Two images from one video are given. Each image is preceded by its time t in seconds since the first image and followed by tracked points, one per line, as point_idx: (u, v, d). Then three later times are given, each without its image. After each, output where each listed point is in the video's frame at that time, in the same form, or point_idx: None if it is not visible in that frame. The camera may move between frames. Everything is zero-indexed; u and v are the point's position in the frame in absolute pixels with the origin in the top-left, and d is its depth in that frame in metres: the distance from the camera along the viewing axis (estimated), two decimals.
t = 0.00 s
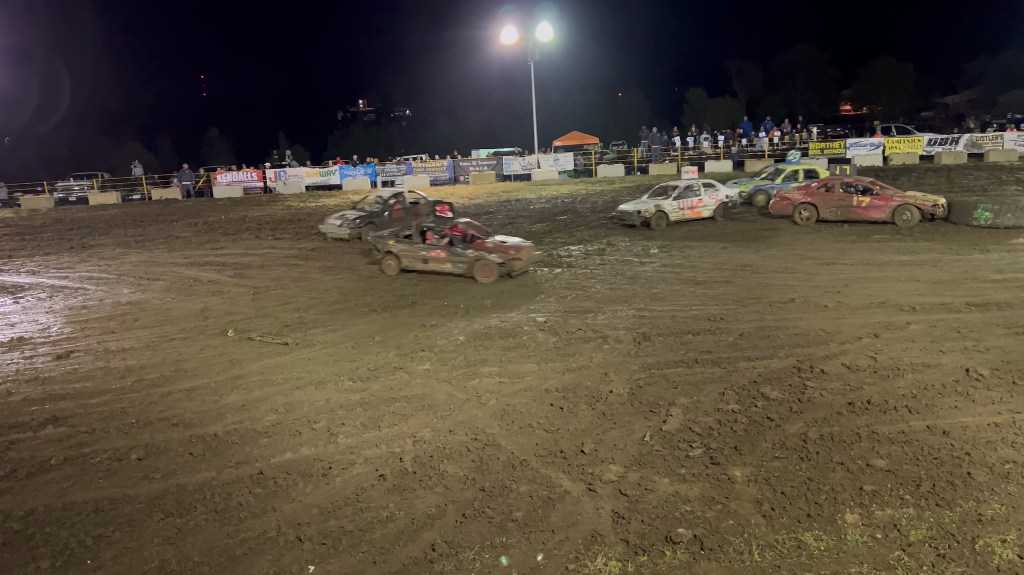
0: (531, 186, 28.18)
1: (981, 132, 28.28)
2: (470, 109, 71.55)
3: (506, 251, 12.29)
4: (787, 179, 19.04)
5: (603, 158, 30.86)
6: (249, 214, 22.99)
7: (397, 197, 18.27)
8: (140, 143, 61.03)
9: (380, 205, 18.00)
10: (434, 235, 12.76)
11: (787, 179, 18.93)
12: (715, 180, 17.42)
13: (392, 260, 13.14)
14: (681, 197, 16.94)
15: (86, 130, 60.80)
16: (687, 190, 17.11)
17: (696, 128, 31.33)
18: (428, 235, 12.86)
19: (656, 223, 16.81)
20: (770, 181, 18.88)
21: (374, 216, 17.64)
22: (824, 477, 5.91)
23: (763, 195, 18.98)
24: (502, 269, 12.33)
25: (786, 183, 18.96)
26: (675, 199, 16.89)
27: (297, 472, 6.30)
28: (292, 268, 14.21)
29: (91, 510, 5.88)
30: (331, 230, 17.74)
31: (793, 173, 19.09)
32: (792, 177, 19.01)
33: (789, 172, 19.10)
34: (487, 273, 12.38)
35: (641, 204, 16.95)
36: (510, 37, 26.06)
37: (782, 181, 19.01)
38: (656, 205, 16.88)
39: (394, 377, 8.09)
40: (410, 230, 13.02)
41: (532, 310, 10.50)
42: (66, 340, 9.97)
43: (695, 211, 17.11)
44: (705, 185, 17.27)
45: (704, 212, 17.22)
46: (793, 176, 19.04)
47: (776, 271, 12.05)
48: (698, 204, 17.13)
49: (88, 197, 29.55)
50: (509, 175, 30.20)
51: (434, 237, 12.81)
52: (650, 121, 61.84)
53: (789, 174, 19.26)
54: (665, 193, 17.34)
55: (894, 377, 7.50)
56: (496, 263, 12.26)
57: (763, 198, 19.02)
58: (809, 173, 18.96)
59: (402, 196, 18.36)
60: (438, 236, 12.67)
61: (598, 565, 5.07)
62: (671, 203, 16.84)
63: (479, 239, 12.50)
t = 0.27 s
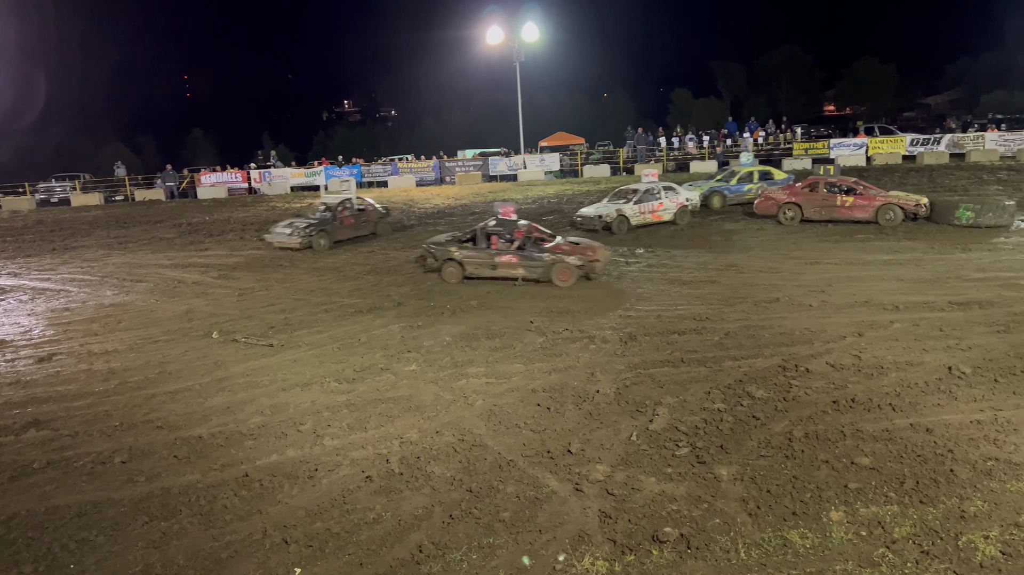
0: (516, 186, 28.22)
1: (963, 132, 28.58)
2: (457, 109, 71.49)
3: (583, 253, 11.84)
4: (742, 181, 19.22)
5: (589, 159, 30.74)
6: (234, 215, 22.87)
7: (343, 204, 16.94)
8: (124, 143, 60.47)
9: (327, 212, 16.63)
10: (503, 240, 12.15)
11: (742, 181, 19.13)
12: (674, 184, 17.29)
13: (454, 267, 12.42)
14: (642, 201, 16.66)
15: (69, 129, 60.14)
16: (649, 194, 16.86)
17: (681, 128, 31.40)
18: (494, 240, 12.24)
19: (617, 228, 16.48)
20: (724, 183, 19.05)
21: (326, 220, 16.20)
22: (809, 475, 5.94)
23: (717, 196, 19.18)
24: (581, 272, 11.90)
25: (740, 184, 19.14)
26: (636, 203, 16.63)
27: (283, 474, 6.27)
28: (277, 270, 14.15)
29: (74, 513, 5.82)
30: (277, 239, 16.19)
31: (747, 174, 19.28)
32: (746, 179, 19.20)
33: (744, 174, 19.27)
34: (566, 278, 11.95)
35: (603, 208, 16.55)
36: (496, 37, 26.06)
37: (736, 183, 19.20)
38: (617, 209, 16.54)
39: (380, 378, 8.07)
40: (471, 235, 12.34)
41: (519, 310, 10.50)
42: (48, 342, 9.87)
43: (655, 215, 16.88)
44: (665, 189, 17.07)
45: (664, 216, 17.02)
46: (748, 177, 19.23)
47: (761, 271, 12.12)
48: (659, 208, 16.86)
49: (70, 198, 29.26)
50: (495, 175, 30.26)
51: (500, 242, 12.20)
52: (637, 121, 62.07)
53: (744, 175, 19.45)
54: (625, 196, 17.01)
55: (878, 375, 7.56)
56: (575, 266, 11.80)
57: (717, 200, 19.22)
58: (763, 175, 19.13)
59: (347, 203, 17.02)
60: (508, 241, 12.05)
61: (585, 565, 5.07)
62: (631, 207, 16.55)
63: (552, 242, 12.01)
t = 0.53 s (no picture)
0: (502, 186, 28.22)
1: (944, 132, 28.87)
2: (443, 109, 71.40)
3: (669, 253, 11.50)
4: (696, 185, 19.11)
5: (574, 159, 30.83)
6: (217, 216, 22.71)
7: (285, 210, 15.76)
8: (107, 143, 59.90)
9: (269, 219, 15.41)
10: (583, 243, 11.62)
11: (695, 185, 19.03)
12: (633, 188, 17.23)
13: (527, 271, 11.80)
14: (603, 205, 16.51)
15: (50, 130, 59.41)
16: (609, 199, 16.68)
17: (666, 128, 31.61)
18: (572, 242, 11.68)
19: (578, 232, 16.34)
20: (678, 187, 18.94)
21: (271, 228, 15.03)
22: (794, 474, 5.98)
23: (671, 200, 19.11)
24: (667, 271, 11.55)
25: (693, 188, 19.04)
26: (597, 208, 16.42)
27: (268, 476, 6.23)
28: (260, 271, 14.06)
29: (56, 518, 5.76)
30: (219, 249, 14.90)
31: (701, 177, 19.18)
32: (700, 183, 19.08)
33: (698, 178, 19.14)
34: (651, 279, 11.57)
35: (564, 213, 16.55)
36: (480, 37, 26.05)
37: (690, 187, 19.11)
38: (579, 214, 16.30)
39: (366, 379, 8.04)
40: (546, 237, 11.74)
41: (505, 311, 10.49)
42: (28, 345, 9.77)
43: (616, 219, 16.76)
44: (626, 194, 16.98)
45: (625, 220, 16.89)
46: (702, 181, 19.13)
47: (745, 270, 12.18)
48: (619, 212, 16.75)
49: (50, 200, 28.94)
50: (480, 176, 30.28)
51: (578, 245, 11.66)
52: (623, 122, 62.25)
53: (699, 178, 19.31)
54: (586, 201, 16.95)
55: (861, 373, 7.62)
56: (663, 266, 11.44)
57: (671, 204, 19.15)
58: (717, 179, 19.01)
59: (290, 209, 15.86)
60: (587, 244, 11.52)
61: (572, 564, 5.07)
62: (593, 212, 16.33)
63: (634, 242, 11.60)
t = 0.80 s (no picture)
0: (488, 187, 28.20)
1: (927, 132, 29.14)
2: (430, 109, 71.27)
3: (757, 250, 11.32)
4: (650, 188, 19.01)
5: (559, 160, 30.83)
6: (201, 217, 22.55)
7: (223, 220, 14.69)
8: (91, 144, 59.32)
9: (204, 230, 14.37)
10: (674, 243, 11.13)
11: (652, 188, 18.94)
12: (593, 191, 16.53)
13: (617, 275, 11.09)
14: (564, 209, 15.76)
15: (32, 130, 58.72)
16: (570, 202, 15.94)
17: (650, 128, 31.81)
18: (659, 244, 11.16)
19: (538, 238, 15.47)
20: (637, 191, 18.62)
21: (207, 240, 14.04)
22: (779, 472, 6.00)
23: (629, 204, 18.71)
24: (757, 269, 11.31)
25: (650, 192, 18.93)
26: (558, 211, 15.69)
27: (253, 479, 6.20)
28: (245, 272, 13.98)
29: (38, 523, 5.71)
30: (150, 262, 13.73)
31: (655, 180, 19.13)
32: (655, 186, 19.04)
33: (652, 180, 19.02)
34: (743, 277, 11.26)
35: (524, 216, 15.59)
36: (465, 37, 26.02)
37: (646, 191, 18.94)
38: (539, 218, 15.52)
39: (351, 381, 8.01)
40: (633, 240, 11.14)
41: (490, 311, 10.48)
42: (9, 349, 9.65)
43: (577, 224, 15.96)
44: (587, 197, 16.18)
45: (586, 225, 16.11)
46: (656, 184, 19.10)
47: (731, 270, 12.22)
48: (582, 217, 15.96)
49: (32, 202, 28.61)
50: (466, 176, 30.34)
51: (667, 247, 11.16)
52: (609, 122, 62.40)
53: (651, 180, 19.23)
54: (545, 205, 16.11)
55: (845, 372, 7.67)
56: (755, 263, 11.20)
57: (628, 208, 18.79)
58: (670, 182, 19.23)
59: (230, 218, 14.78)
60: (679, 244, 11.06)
61: (559, 565, 5.07)
62: (553, 216, 15.59)
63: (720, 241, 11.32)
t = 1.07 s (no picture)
0: (475, 187, 28.18)
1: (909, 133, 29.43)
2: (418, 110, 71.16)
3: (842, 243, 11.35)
4: (608, 193, 18.52)
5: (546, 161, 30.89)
6: (186, 218, 22.41)
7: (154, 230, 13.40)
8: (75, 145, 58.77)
9: (131, 241, 13.17)
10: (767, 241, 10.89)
11: (609, 192, 18.44)
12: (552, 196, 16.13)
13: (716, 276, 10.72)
14: (522, 214, 15.31)
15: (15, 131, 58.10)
16: (529, 206, 15.53)
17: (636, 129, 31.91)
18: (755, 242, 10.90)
19: (496, 243, 15.00)
20: (595, 195, 18.11)
21: (130, 255, 12.83)
22: (765, 471, 6.03)
23: (587, 208, 18.15)
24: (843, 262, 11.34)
25: (607, 196, 18.41)
26: (516, 216, 15.26)
27: (239, 481, 6.16)
28: (230, 274, 13.91)
29: (21, 527, 5.64)
30: (66, 277, 12.68)
31: (612, 184, 18.66)
32: (612, 190, 18.56)
33: (609, 185, 18.55)
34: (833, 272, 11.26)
35: (482, 222, 15.10)
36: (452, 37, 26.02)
37: (603, 195, 18.43)
38: (497, 223, 15.05)
39: (337, 383, 7.98)
40: (728, 240, 10.81)
41: (477, 312, 10.47)
42: None
43: (537, 229, 15.57)
44: (547, 202, 15.83)
45: (546, 230, 15.74)
46: (613, 188, 18.61)
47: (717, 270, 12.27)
48: (542, 222, 15.57)
49: (13, 203, 28.29)
50: (453, 176, 30.28)
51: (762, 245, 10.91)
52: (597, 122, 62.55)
53: (608, 185, 18.78)
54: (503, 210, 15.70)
55: (830, 371, 7.72)
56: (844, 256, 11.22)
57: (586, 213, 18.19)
58: (626, 185, 18.78)
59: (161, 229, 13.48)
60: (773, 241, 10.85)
61: (546, 565, 5.07)
62: (512, 221, 15.16)
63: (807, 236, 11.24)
